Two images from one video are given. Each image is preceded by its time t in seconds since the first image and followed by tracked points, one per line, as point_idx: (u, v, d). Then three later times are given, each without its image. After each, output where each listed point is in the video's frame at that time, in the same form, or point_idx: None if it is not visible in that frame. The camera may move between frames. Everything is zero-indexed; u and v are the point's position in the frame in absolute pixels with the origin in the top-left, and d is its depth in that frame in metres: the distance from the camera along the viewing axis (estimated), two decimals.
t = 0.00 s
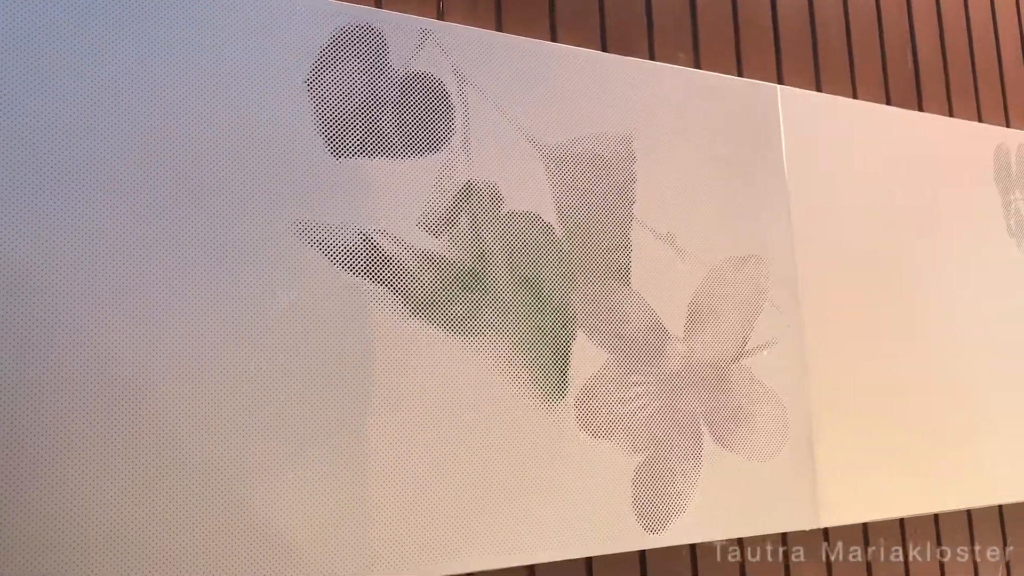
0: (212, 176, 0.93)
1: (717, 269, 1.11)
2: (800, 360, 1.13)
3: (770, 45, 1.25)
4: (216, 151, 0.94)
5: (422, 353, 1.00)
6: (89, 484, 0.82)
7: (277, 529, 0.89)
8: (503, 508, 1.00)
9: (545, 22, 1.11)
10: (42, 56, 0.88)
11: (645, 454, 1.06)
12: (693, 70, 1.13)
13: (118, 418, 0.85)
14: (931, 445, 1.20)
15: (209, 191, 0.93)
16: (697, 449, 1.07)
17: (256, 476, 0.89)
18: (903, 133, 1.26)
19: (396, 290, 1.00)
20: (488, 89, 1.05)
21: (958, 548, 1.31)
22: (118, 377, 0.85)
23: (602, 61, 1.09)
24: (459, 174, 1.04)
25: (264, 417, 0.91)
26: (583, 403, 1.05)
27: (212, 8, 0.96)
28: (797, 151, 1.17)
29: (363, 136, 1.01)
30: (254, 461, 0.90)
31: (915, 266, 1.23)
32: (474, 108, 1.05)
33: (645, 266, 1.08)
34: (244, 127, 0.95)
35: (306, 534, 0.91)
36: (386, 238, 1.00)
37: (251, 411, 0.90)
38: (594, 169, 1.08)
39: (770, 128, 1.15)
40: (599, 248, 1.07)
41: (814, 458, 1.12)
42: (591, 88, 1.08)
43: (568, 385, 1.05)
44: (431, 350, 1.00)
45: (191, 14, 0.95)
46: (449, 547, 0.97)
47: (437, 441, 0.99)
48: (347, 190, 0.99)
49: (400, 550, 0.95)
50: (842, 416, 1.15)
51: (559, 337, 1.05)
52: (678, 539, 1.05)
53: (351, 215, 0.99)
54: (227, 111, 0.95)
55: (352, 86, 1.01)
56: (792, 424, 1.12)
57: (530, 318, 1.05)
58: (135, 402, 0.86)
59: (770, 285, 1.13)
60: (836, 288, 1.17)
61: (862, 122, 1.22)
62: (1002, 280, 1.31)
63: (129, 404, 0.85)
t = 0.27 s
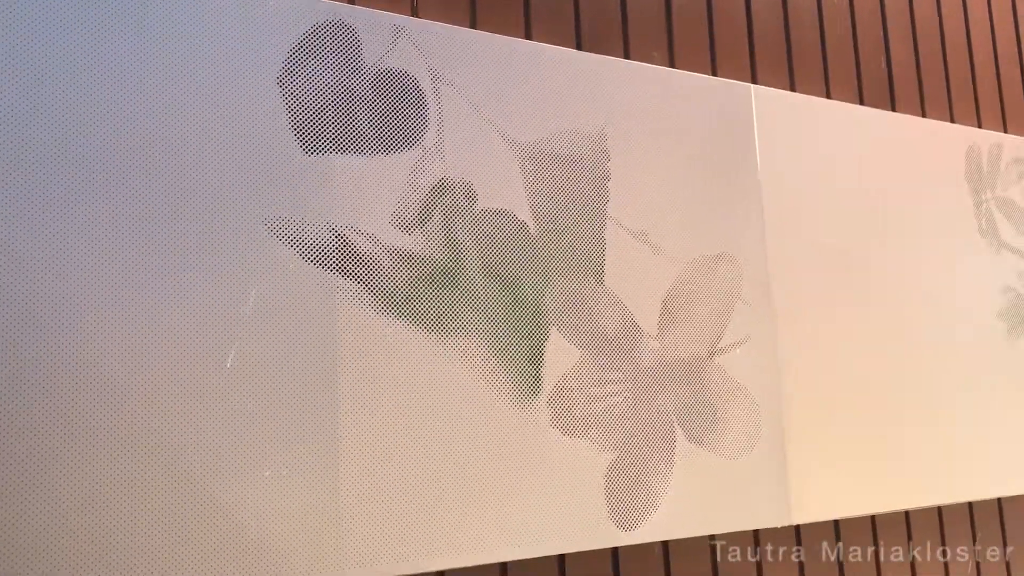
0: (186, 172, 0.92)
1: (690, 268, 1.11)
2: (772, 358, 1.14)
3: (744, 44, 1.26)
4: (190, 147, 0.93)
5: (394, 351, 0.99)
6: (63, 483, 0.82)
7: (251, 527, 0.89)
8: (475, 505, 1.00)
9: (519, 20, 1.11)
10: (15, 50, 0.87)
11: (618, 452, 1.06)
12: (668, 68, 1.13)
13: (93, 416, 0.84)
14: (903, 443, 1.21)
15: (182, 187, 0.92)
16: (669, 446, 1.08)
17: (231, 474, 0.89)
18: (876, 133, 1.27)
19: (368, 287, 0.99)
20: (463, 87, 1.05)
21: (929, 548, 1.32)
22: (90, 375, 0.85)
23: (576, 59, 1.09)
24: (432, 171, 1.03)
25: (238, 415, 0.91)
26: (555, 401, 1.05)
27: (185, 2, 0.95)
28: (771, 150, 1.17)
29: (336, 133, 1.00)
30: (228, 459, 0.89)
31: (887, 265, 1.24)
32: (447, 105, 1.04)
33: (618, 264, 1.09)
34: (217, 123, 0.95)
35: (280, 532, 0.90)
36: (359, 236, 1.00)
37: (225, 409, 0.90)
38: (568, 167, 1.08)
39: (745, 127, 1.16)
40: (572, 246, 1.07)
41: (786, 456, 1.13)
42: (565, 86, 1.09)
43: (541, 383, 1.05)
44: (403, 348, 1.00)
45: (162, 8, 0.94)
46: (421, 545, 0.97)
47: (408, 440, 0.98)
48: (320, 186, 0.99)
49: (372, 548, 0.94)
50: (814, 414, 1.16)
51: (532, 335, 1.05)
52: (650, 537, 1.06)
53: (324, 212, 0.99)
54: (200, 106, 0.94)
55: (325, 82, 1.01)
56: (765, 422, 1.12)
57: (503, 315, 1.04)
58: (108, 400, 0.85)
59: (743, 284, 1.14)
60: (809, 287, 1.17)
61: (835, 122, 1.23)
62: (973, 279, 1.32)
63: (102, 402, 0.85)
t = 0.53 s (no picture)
0: (158, 168, 0.92)
1: (665, 266, 1.12)
2: (747, 355, 1.14)
3: (721, 44, 1.27)
4: (162, 143, 0.92)
5: (366, 348, 0.99)
6: (33, 483, 0.81)
7: (224, 526, 0.88)
8: (447, 503, 1.00)
9: (495, 17, 1.11)
10: None
11: (591, 449, 1.06)
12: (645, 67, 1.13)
13: (64, 414, 0.83)
14: (877, 441, 1.22)
15: (154, 183, 0.91)
16: (643, 444, 1.08)
17: (203, 473, 0.88)
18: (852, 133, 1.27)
19: (341, 285, 0.99)
20: (438, 83, 1.05)
21: (902, 548, 1.33)
22: (60, 373, 0.84)
23: (552, 57, 1.09)
24: (406, 168, 1.03)
25: (211, 413, 0.90)
26: (529, 398, 1.05)
27: None
28: (746, 149, 1.18)
29: (309, 129, 1.00)
30: (199, 458, 0.88)
31: (862, 264, 1.25)
32: (421, 102, 1.04)
33: (593, 262, 1.09)
34: (190, 119, 0.94)
35: (253, 532, 0.90)
36: (332, 232, 0.99)
37: (197, 408, 0.89)
38: (543, 165, 1.08)
39: (720, 126, 1.16)
40: (547, 244, 1.07)
41: (760, 454, 1.13)
42: (541, 83, 1.09)
43: (515, 380, 1.05)
44: (376, 345, 0.99)
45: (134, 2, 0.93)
46: (393, 543, 0.96)
47: (380, 437, 0.98)
48: (293, 183, 0.98)
49: (344, 547, 0.94)
50: (788, 412, 1.16)
51: (507, 332, 1.05)
52: (623, 534, 1.06)
53: (297, 208, 0.98)
54: (173, 102, 0.93)
55: (298, 78, 1.00)
56: (739, 420, 1.13)
57: (477, 313, 1.04)
58: (79, 398, 0.84)
59: (718, 282, 1.14)
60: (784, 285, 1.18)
61: (811, 121, 1.24)
62: (947, 278, 1.33)
63: (73, 400, 0.84)
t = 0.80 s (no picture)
0: (126, 161, 0.90)
1: (642, 263, 1.12)
2: (723, 353, 1.15)
3: (697, 46, 1.28)
4: (131, 136, 0.91)
5: (340, 345, 0.98)
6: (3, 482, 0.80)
7: (191, 524, 0.87)
8: (420, 500, 0.99)
9: (471, 14, 1.12)
10: None
11: (566, 447, 1.06)
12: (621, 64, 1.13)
13: (34, 412, 0.82)
14: (852, 439, 1.22)
15: (123, 176, 0.90)
16: (618, 442, 1.08)
17: (171, 470, 0.87)
18: (828, 132, 1.28)
19: (315, 281, 0.98)
20: (413, 79, 1.04)
21: (876, 548, 1.34)
22: (24, 367, 0.82)
23: (527, 53, 1.09)
24: (381, 164, 1.03)
25: (179, 410, 0.89)
26: (504, 395, 1.04)
27: None
28: (722, 147, 1.18)
29: (283, 124, 0.99)
30: (168, 455, 0.87)
31: (837, 263, 1.26)
32: (397, 98, 1.04)
33: (569, 259, 1.08)
34: (160, 112, 0.93)
35: (223, 530, 0.89)
36: (305, 228, 0.99)
37: (166, 404, 0.88)
38: (519, 161, 1.08)
39: (696, 124, 1.17)
40: (523, 241, 1.07)
41: (734, 451, 1.13)
42: (517, 80, 1.09)
43: (490, 377, 1.04)
44: (350, 342, 0.99)
45: None
46: (364, 541, 0.96)
47: (352, 435, 0.97)
48: (267, 178, 0.98)
49: (315, 544, 0.93)
50: (763, 410, 1.16)
51: (483, 330, 1.05)
52: (598, 533, 1.06)
53: (269, 203, 0.97)
54: (143, 94, 0.92)
55: (272, 72, 1.00)
56: (714, 417, 1.13)
57: (453, 310, 1.04)
58: (44, 393, 0.83)
59: (694, 280, 1.14)
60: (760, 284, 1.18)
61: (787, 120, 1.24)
62: (922, 277, 1.34)
63: (38, 395, 0.83)
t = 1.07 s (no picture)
0: (93, 155, 0.88)
1: (619, 262, 1.12)
2: (700, 352, 1.15)
3: (676, 46, 1.29)
4: (99, 129, 0.89)
5: (315, 343, 0.97)
6: None
7: (158, 525, 0.86)
8: (394, 499, 0.99)
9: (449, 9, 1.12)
10: None
11: (541, 444, 1.06)
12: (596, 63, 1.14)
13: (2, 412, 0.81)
14: (826, 438, 1.23)
15: (90, 170, 0.88)
16: (593, 439, 1.08)
17: (140, 470, 0.86)
18: (806, 132, 1.29)
19: (290, 278, 0.97)
20: (389, 75, 1.04)
21: (851, 548, 1.35)
22: None
23: (503, 51, 1.09)
24: (357, 160, 1.02)
25: (149, 409, 0.87)
26: (479, 393, 1.04)
27: None
28: (699, 147, 1.18)
29: (258, 119, 0.98)
30: (134, 455, 0.86)
31: (813, 262, 1.26)
32: (373, 94, 1.03)
33: (545, 257, 1.09)
34: (130, 105, 0.91)
35: (195, 531, 0.88)
36: (280, 225, 0.98)
37: (132, 402, 0.87)
38: (495, 159, 1.08)
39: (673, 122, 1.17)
40: (500, 239, 1.07)
41: (710, 450, 1.14)
42: (493, 77, 1.09)
43: (465, 374, 1.04)
44: (325, 340, 0.98)
45: None
46: (336, 539, 0.95)
47: (326, 433, 0.96)
48: (242, 174, 0.96)
49: (286, 543, 0.92)
50: (738, 408, 1.17)
51: (459, 328, 1.04)
52: (573, 531, 1.06)
53: (242, 200, 0.96)
54: (113, 87, 0.90)
55: (247, 67, 0.98)
56: (690, 416, 1.13)
57: (429, 308, 1.03)
58: (6, 391, 0.81)
59: (671, 279, 1.15)
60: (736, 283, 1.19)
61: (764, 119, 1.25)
62: (898, 277, 1.35)
63: (5, 394, 0.81)
